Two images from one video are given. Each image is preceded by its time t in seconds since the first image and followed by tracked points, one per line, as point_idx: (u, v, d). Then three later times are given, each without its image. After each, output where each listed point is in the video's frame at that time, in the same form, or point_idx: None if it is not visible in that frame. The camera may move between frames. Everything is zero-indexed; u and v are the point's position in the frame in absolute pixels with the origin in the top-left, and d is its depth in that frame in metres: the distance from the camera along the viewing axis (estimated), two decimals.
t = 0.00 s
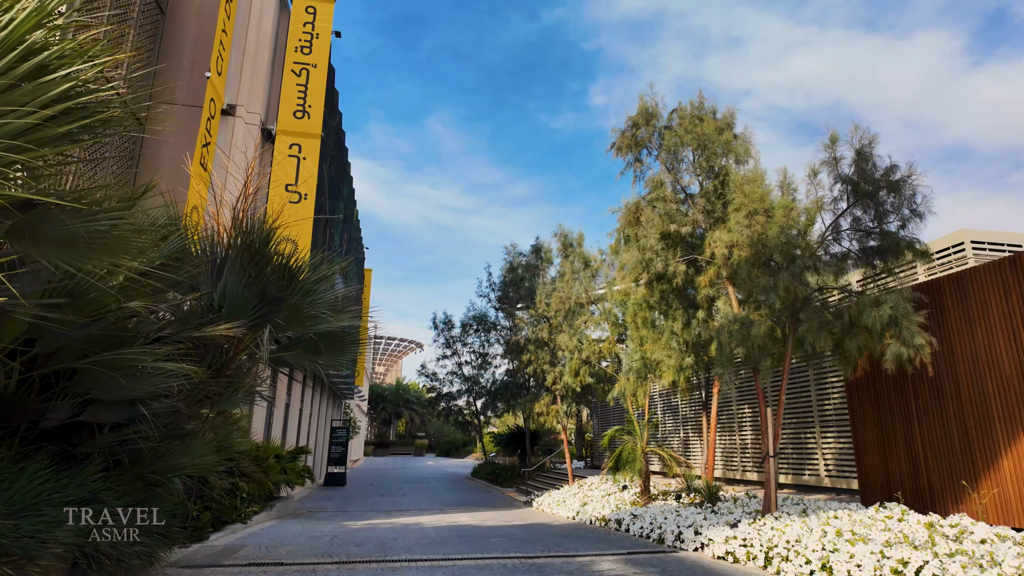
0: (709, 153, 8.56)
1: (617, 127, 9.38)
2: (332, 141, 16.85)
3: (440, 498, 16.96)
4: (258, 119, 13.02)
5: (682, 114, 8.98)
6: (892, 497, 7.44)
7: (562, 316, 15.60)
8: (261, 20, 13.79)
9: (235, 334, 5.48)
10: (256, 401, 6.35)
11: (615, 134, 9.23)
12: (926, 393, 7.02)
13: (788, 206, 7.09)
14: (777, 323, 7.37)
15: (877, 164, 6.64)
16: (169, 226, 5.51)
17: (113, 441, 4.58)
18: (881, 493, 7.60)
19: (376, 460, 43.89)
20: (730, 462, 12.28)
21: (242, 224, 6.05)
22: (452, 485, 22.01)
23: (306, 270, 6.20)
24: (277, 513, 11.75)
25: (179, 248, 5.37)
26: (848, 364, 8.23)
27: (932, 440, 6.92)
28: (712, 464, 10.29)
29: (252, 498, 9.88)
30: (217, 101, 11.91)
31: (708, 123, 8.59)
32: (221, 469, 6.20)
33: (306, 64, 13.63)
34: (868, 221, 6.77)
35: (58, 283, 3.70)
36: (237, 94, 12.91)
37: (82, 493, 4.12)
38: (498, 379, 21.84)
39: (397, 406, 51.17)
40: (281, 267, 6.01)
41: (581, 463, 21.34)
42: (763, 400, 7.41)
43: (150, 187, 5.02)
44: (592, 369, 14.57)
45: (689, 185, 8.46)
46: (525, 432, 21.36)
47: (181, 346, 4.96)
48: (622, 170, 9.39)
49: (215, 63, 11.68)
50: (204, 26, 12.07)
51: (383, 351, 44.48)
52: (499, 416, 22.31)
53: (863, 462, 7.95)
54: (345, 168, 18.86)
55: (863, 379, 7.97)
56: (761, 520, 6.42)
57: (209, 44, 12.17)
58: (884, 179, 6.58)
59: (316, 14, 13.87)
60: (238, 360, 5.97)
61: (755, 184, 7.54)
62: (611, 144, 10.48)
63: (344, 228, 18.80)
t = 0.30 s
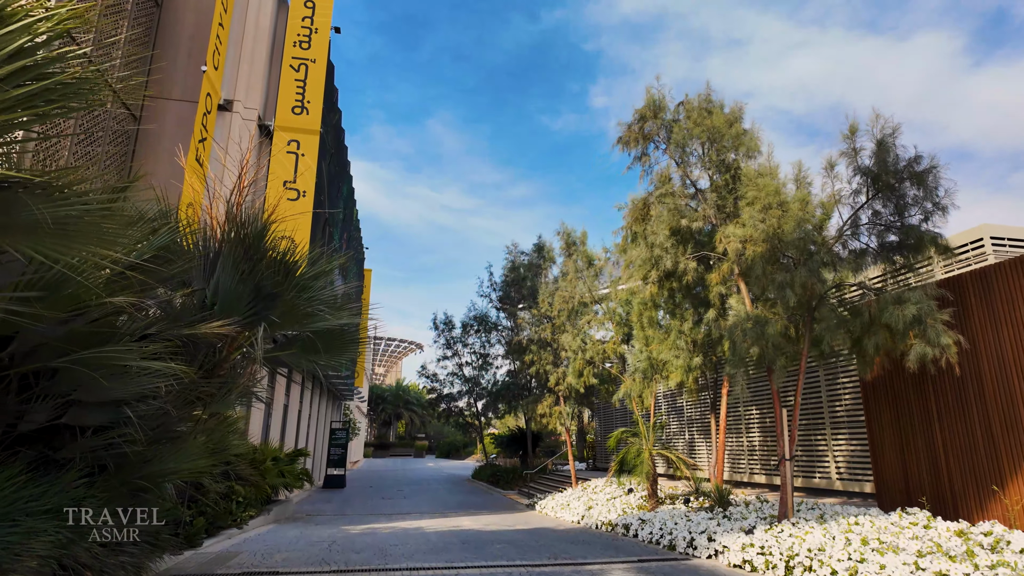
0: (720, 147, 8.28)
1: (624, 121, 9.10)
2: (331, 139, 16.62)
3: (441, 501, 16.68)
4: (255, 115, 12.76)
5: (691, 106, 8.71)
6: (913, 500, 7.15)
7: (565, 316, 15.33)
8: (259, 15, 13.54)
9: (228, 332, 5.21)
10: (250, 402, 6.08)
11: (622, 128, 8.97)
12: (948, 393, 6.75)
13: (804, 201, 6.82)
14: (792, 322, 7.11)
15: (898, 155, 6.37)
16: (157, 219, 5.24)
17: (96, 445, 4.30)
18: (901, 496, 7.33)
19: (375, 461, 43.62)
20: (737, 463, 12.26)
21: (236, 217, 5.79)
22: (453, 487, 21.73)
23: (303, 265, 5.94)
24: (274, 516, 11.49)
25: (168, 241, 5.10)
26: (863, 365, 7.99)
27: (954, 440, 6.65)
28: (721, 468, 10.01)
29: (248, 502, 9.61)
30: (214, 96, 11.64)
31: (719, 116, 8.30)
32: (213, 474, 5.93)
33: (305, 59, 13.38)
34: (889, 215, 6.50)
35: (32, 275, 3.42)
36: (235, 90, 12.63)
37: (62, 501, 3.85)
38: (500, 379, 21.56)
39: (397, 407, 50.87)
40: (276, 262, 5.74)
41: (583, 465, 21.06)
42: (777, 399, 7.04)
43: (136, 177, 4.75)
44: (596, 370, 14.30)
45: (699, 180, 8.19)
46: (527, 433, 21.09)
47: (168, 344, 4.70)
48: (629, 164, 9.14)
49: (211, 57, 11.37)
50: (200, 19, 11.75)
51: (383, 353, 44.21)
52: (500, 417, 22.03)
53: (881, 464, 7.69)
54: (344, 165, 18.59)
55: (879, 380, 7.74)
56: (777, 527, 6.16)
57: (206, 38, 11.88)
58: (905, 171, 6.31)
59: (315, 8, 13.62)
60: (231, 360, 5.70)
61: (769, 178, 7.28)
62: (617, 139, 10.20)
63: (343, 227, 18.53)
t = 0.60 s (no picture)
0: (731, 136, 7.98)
1: (629, 110, 8.81)
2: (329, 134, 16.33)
3: (441, 503, 16.35)
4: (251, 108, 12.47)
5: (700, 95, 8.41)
6: (936, 504, 6.82)
7: (567, 314, 15.03)
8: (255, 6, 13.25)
9: (217, 326, 4.91)
10: (242, 400, 5.79)
11: (628, 118, 8.67)
12: (972, 389, 6.46)
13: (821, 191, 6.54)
14: (808, 317, 6.82)
15: (921, 141, 6.08)
16: (136, 208, 4.90)
17: (73, 446, 4.00)
18: (922, 500, 7.00)
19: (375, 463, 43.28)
20: (744, 464, 12.08)
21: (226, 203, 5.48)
22: (453, 489, 21.41)
23: (297, 256, 5.65)
24: (270, 520, 11.17)
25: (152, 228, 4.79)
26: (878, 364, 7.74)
27: (981, 440, 6.35)
28: (731, 469, 9.70)
29: (242, 505, 9.30)
30: (208, 88, 11.34)
31: (730, 104, 8.00)
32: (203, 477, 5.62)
33: (302, 51, 13.09)
34: (910, 203, 6.22)
35: None
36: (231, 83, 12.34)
37: (34, 506, 3.57)
38: (500, 379, 21.25)
39: (396, 408, 50.51)
40: (268, 251, 5.44)
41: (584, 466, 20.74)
42: (792, 397, 6.73)
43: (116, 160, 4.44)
44: (600, 369, 13.99)
45: (709, 170, 7.90)
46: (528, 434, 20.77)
47: (151, 339, 4.40)
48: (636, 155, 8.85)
49: (206, 48, 11.00)
50: (194, 9, 11.42)
51: (382, 353, 43.89)
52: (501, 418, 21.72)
53: (900, 468, 7.37)
54: (342, 162, 18.29)
55: (895, 379, 7.49)
56: (796, 531, 5.85)
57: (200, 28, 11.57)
58: (928, 157, 6.03)
59: None
60: (220, 356, 5.40)
61: (784, 167, 6.99)
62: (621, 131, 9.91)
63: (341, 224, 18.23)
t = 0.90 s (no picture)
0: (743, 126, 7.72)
1: (638, 100, 8.55)
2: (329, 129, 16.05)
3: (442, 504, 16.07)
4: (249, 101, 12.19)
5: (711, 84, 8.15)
6: (958, 507, 6.56)
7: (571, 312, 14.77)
8: None
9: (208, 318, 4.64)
10: (237, 397, 5.51)
11: (637, 108, 8.41)
12: (999, 384, 6.20)
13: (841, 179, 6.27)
14: (827, 311, 6.55)
15: (946, 126, 5.82)
16: (120, 193, 4.61)
17: (52, 445, 3.72)
18: (943, 502, 6.74)
19: (375, 464, 42.98)
20: (751, 464, 11.87)
21: (218, 189, 5.17)
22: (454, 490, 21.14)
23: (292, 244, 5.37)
24: (267, 522, 10.89)
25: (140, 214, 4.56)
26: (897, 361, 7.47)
27: (1007, 440, 6.09)
28: (741, 470, 9.43)
29: (238, 507, 9.03)
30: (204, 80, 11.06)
31: (742, 93, 7.73)
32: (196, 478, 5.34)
33: (301, 43, 12.83)
34: (934, 190, 5.98)
35: None
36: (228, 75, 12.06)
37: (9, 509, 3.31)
38: (502, 379, 20.98)
39: (396, 409, 50.21)
40: (263, 239, 5.17)
41: (587, 467, 20.47)
42: (810, 394, 6.47)
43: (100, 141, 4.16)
44: (604, 368, 13.73)
45: (721, 161, 7.64)
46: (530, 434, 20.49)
47: (137, 331, 4.12)
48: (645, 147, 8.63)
49: (202, 38, 10.72)
50: None
51: (382, 354, 43.62)
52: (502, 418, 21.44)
53: (920, 468, 7.11)
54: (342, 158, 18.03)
55: (915, 376, 7.23)
56: (817, 535, 5.60)
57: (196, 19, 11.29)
58: (954, 143, 5.76)
59: None
60: (213, 351, 5.13)
61: (801, 156, 6.72)
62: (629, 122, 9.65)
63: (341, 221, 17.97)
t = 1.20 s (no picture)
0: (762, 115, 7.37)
1: (648, 89, 8.27)
2: (328, 124, 15.75)
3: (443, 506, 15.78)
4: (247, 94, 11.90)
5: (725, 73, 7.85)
6: (989, 513, 6.23)
7: (575, 310, 14.48)
8: None
9: (199, 311, 4.34)
10: (231, 397, 5.21)
11: (648, 99, 8.14)
12: None
13: (864, 169, 5.99)
14: (851, 307, 6.24)
15: (981, 110, 5.52)
16: (104, 177, 4.30)
17: (25, 449, 3.42)
18: (972, 509, 6.40)
19: (375, 465, 42.68)
20: (761, 466, 11.60)
21: (211, 174, 4.85)
22: (456, 491, 20.85)
23: (286, 235, 5.04)
24: (266, 525, 10.60)
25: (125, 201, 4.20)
26: (918, 360, 7.18)
27: None
28: (755, 472, 9.13)
29: (234, 510, 8.74)
30: (201, 71, 10.77)
31: (758, 80, 7.44)
32: (187, 482, 5.04)
33: (300, 35, 12.54)
34: (965, 178, 5.68)
35: None
36: (225, 67, 11.76)
37: None
38: (504, 379, 20.68)
39: (397, 409, 49.88)
40: (258, 228, 4.86)
41: (590, 468, 20.16)
42: (833, 394, 6.17)
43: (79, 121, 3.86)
44: (610, 367, 13.44)
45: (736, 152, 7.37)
46: (533, 435, 20.19)
47: (121, 325, 3.81)
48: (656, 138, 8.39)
49: (198, 28, 10.44)
50: None
51: (383, 354, 43.33)
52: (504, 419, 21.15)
53: (945, 473, 6.79)
54: (342, 154, 17.74)
55: (939, 376, 6.93)
56: (843, 542, 5.30)
57: (192, 8, 10.98)
58: (989, 128, 5.46)
59: None
60: (204, 348, 4.83)
61: (821, 146, 6.45)
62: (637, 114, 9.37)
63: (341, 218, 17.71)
